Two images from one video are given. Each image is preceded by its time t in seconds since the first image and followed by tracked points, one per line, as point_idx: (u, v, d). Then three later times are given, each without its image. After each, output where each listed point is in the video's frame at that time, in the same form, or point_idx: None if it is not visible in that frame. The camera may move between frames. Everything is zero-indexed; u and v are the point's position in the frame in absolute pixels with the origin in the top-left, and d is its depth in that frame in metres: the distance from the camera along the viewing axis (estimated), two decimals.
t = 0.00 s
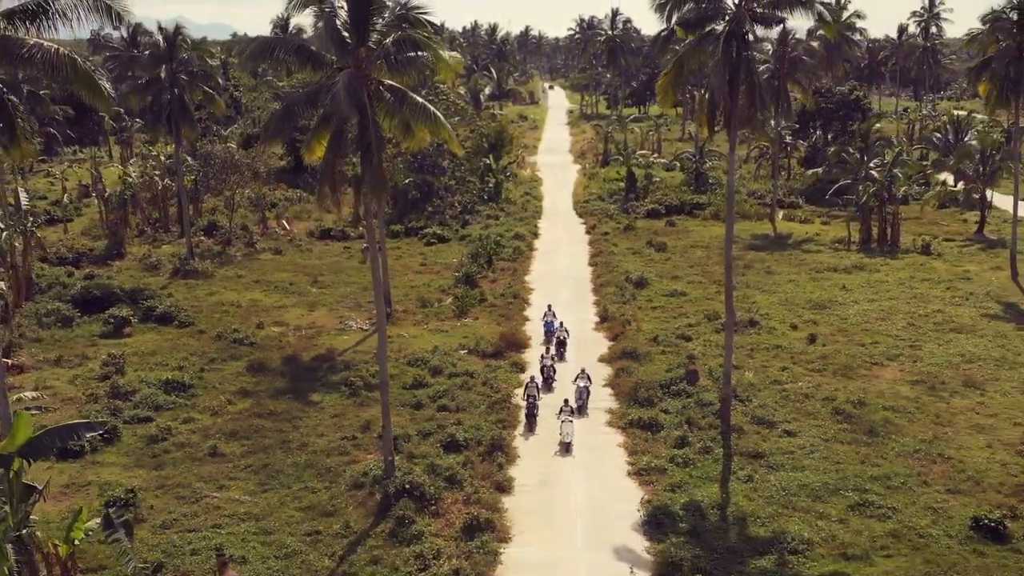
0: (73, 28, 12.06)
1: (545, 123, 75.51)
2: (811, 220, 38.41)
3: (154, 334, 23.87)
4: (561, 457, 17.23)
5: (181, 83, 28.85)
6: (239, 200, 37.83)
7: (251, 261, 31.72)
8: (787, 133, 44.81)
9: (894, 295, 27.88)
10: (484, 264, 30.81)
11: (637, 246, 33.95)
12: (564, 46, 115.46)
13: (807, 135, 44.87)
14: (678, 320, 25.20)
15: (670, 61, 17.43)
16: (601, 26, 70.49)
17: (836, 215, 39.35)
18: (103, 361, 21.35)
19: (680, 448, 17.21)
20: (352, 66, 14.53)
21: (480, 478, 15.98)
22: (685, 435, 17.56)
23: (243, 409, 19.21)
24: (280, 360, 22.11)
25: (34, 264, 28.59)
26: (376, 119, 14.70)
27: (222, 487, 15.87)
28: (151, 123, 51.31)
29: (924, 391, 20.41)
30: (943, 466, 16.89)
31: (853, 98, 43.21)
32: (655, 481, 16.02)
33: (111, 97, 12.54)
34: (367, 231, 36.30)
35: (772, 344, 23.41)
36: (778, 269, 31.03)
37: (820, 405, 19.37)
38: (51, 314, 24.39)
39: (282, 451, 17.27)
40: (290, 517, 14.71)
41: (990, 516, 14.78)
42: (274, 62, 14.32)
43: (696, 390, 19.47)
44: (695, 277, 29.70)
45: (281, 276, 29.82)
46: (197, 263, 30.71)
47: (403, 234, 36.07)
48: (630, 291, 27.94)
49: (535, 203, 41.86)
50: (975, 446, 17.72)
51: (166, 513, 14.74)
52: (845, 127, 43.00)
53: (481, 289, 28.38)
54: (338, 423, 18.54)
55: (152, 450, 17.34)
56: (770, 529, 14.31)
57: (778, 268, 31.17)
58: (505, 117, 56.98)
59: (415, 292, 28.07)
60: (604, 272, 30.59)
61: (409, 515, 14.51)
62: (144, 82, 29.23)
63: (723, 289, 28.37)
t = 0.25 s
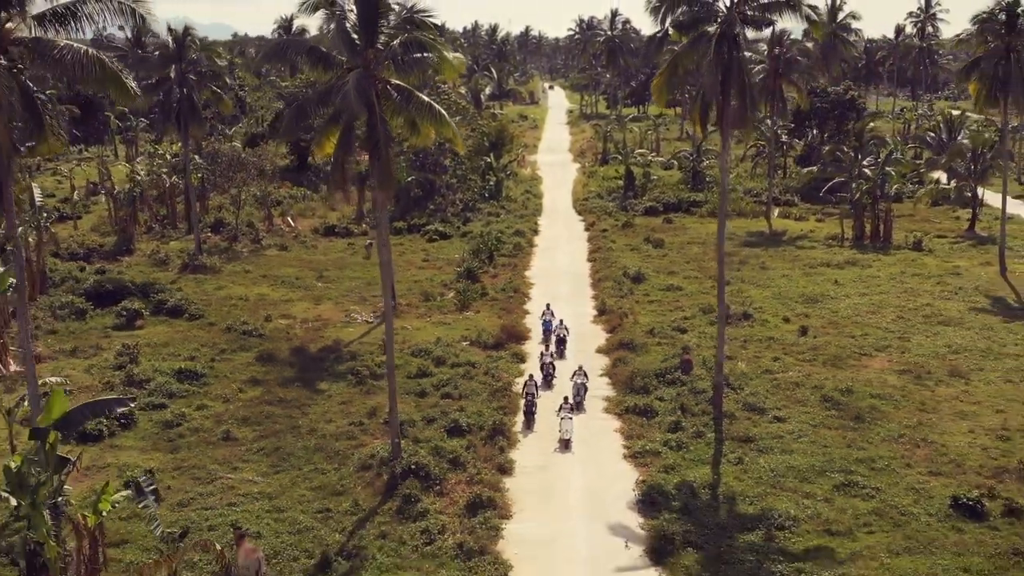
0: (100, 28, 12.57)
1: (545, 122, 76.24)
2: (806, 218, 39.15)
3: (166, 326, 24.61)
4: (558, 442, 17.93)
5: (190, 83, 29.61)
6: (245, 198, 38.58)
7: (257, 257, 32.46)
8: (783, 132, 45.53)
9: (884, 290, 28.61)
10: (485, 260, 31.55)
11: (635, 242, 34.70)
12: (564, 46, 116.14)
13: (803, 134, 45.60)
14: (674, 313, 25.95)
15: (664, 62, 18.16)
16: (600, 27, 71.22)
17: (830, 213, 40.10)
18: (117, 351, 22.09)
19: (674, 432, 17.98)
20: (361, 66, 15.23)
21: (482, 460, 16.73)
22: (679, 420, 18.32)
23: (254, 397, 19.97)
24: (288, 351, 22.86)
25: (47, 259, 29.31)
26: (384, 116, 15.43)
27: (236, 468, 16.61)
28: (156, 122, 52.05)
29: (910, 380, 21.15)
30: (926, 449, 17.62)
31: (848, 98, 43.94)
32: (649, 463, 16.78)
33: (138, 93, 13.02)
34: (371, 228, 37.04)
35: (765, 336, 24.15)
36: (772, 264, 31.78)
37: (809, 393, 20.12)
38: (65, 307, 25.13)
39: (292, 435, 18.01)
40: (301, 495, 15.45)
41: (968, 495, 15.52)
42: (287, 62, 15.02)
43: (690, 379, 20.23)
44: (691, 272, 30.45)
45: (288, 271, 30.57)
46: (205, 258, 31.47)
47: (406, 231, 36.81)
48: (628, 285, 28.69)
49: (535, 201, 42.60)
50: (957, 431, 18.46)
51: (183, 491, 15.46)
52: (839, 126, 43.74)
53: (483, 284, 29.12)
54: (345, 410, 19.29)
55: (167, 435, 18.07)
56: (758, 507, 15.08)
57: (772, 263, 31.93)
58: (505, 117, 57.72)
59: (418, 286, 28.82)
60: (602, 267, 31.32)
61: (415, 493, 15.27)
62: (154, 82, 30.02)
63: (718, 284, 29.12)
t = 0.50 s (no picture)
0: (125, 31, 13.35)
1: (545, 122, 76.93)
2: (801, 215, 39.91)
3: (177, 319, 25.37)
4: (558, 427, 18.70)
5: (199, 82, 30.31)
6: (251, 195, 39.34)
7: (264, 253, 33.21)
8: (779, 131, 46.27)
9: (876, 284, 29.37)
10: (487, 256, 32.34)
11: (633, 239, 35.45)
12: (564, 46, 116.98)
13: (799, 132, 46.35)
14: (671, 306, 26.71)
15: (660, 62, 18.91)
16: (600, 27, 71.96)
17: (825, 210, 40.86)
18: (131, 342, 22.82)
19: (669, 418, 18.73)
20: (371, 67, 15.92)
21: (485, 444, 17.49)
22: (674, 407, 19.07)
23: (265, 385, 20.71)
24: (297, 342, 23.63)
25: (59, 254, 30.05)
26: (392, 114, 16.18)
27: (249, 451, 17.36)
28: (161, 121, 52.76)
29: (898, 369, 21.92)
30: (910, 434, 18.35)
31: (843, 97, 44.71)
32: (645, 446, 17.56)
33: (162, 93, 13.84)
34: (374, 225, 37.80)
35: (759, 328, 24.91)
36: (767, 260, 32.55)
37: (800, 381, 20.89)
38: (79, 300, 25.88)
39: (302, 421, 18.76)
40: (313, 476, 16.21)
41: (949, 476, 16.26)
42: (299, 63, 15.74)
43: (685, 368, 20.98)
44: (688, 268, 31.20)
45: (294, 266, 31.33)
46: (213, 254, 32.24)
47: (408, 228, 37.55)
48: (626, 280, 29.45)
49: (535, 199, 43.36)
50: (941, 418, 19.19)
51: (200, 472, 16.20)
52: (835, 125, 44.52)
53: (484, 278, 29.91)
54: (353, 397, 20.04)
55: (182, 420, 18.81)
56: (748, 487, 15.84)
57: (767, 259, 32.67)
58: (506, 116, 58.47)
59: (421, 280, 29.60)
60: (601, 262, 32.10)
61: (421, 474, 16.03)
62: (164, 81, 30.79)
63: (714, 279, 29.90)
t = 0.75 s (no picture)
0: (146, 30, 14.05)
1: (546, 122, 77.65)
2: (797, 213, 40.65)
3: (188, 312, 26.11)
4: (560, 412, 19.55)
5: (207, 83, 31.04)
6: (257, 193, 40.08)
7: (270, 249, 33.96)
8: (776, 131, 46.99)
9: (868, 279, 30.11)
10: (488, 252, 33.08)
11: (632, 236, 36.17)
12: (564, 47, 117.66)
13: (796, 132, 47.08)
14: (668, 300, 27.47)
15: (656, 63, 19.64)
16: (600, 28, 72.68)
17: (820, 208, 41.59)
18: (144, 334, 23.56)
19: (665, 404, 19.49)
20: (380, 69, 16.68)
21: (488, 429, 18.23)
22: (670, 394, 19.82)
23: (275, 374, 21.46)
24: (305, 334, 24.39)
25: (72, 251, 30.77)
26: (399, 112, 16.95)
27: (262, 435, 18.10)
28: (167, 121, 53.48)
29: (887, 360, 22.67)
30: (897, 420, 19.07)
31: (839, 98, 45.44)
32: (641, 431, 18.32)
33: (182, 89, 14.51)
34: (378, 222, 38.55)
35: (753, 320, 25.66)
36: (762, 256, 33.29)
37: (792, 370, 21.66)
38: (93, 294, 26.61)
39: (312, 408, 19.49)
40: (324, 458, 16.96)
41: (932, 458, 17.00)
42: (310, 64, 16.49)
43: (681, 358, 21.73)
44: (686, 263, 31.95)
45: (300, 262, 32.08)
46: (221, 250, 32.99)
47: (412, 225, 38.29)
48: (624, 275, 30.21)
49: (536, 197, 44.10)
50: (927, 405, 19.92)
51: (215, 454, 16.92)
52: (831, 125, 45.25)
53: (486, 274, 30.65)
54: (360, 386, 20.79)
55: (197, 406, 19.55)
56: (739, 468, 16.59)
57: (762, 255, 33.43)
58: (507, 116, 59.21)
59: (424, 276, 30.36)
60: (600, 258, 32.85)
61: (428, 456, 16.78)
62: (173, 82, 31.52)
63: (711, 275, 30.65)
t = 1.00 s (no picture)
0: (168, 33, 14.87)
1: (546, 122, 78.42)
2: (793, 210, 41.42)
3: (199, 304, 26.90)
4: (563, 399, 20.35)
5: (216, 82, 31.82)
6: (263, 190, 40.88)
7: (277, 245, 34.74)
8: (772, 129, 47.73)
9: (861, 274, 30.88)
10: (490, 248, 33.86)
11: (631, 232, 36.93)
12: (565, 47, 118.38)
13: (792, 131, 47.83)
14: (665, 293, 28.25)
15: (653, 62, 20.40)
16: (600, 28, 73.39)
17: (816, 205, 42.35)
18: (158, 325, 24.34)
19: (660, 391, 20.28)
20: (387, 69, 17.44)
21: (491, 414, 19.01)
22: (666, 382, 20.59)
23: (285, 363, 22.24)
24: (313, 325, 25.17)
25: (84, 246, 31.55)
26: (406, 110, 17.69)
27: (274, 420, 18.89)
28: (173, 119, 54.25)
29: (876, 350, 23.43)
30: (884, 407, 19.82)
31: (834, 97, 46.19)
32: (638, 415, 19.10)
33: (203, 90, 15.29)
34: (382, 219, 39.31)
35: (747, 313, 26.45)
36: (758, 251, 34.06)
37: (784, 359, 22.44)
38: (106, 287, 27.39)
39: (321, 394, 20.28)
40: (334, 441, 17.74)
41: (916, 440, 17.75)
42: (320, 65, 17.26)
43: (676, 348, 22.51)
44: (684, 258, 32.73)
45: (306, 257, 32.86)
46: (229, 246, 33.78)
47: (415, 222, 39.06)
48: (622, 270, 30.98)
49: (536, 195, 44.87)
50: (914, 392, 20.68)
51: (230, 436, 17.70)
52: (826, 123, 46.00)
53: (488, 268, 31.43)
54: (367, 374, 21.57)
55: (210, 393, 20.34)
56: (731, 450, 17.36)
57: (758, 251, 34.20)
58: (507, 115, 59.96)
59: (428, 270, 31.13)
60: (599, 253, 33.62)
61: (433, 438, 17.56)
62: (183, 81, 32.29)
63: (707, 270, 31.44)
